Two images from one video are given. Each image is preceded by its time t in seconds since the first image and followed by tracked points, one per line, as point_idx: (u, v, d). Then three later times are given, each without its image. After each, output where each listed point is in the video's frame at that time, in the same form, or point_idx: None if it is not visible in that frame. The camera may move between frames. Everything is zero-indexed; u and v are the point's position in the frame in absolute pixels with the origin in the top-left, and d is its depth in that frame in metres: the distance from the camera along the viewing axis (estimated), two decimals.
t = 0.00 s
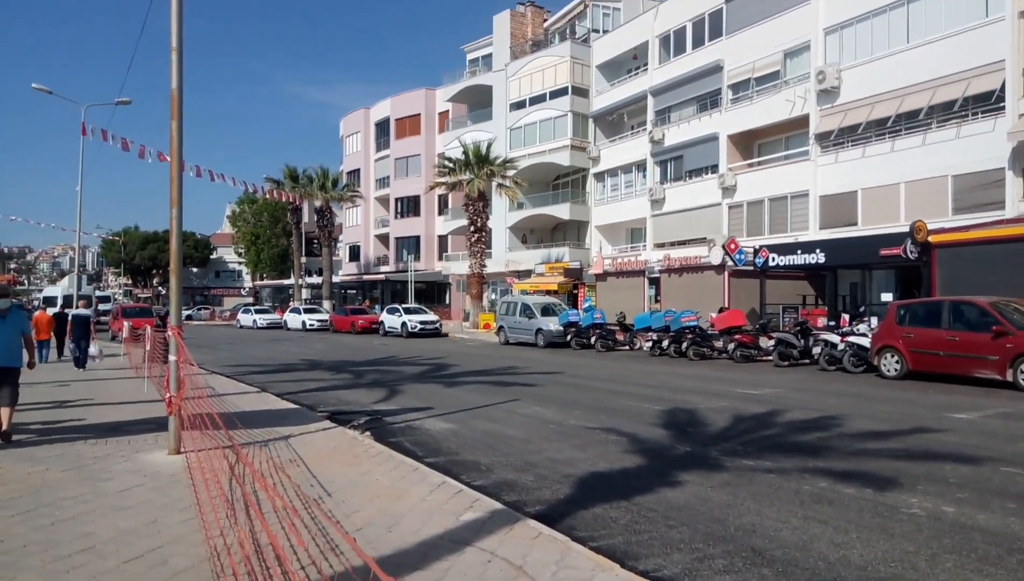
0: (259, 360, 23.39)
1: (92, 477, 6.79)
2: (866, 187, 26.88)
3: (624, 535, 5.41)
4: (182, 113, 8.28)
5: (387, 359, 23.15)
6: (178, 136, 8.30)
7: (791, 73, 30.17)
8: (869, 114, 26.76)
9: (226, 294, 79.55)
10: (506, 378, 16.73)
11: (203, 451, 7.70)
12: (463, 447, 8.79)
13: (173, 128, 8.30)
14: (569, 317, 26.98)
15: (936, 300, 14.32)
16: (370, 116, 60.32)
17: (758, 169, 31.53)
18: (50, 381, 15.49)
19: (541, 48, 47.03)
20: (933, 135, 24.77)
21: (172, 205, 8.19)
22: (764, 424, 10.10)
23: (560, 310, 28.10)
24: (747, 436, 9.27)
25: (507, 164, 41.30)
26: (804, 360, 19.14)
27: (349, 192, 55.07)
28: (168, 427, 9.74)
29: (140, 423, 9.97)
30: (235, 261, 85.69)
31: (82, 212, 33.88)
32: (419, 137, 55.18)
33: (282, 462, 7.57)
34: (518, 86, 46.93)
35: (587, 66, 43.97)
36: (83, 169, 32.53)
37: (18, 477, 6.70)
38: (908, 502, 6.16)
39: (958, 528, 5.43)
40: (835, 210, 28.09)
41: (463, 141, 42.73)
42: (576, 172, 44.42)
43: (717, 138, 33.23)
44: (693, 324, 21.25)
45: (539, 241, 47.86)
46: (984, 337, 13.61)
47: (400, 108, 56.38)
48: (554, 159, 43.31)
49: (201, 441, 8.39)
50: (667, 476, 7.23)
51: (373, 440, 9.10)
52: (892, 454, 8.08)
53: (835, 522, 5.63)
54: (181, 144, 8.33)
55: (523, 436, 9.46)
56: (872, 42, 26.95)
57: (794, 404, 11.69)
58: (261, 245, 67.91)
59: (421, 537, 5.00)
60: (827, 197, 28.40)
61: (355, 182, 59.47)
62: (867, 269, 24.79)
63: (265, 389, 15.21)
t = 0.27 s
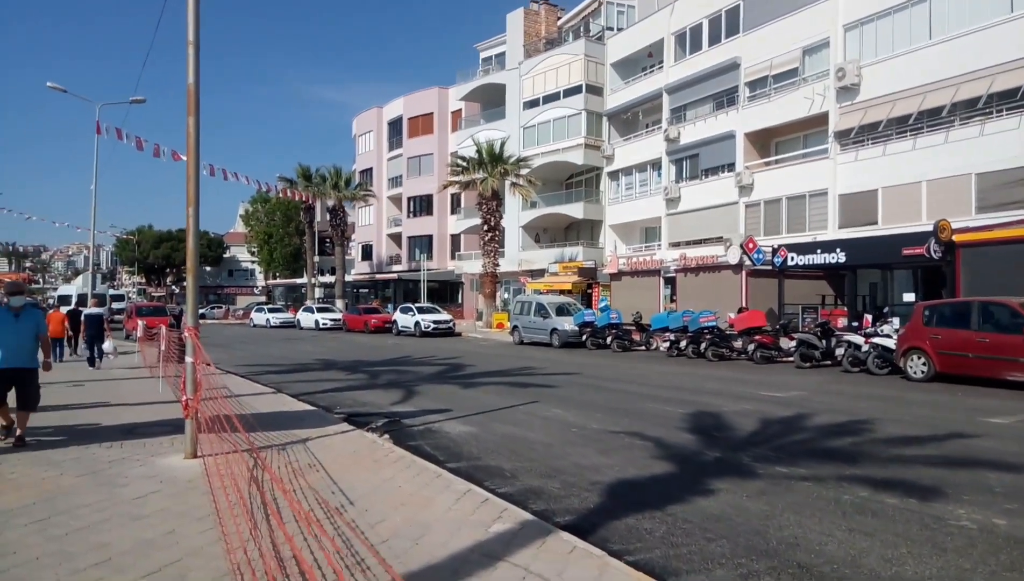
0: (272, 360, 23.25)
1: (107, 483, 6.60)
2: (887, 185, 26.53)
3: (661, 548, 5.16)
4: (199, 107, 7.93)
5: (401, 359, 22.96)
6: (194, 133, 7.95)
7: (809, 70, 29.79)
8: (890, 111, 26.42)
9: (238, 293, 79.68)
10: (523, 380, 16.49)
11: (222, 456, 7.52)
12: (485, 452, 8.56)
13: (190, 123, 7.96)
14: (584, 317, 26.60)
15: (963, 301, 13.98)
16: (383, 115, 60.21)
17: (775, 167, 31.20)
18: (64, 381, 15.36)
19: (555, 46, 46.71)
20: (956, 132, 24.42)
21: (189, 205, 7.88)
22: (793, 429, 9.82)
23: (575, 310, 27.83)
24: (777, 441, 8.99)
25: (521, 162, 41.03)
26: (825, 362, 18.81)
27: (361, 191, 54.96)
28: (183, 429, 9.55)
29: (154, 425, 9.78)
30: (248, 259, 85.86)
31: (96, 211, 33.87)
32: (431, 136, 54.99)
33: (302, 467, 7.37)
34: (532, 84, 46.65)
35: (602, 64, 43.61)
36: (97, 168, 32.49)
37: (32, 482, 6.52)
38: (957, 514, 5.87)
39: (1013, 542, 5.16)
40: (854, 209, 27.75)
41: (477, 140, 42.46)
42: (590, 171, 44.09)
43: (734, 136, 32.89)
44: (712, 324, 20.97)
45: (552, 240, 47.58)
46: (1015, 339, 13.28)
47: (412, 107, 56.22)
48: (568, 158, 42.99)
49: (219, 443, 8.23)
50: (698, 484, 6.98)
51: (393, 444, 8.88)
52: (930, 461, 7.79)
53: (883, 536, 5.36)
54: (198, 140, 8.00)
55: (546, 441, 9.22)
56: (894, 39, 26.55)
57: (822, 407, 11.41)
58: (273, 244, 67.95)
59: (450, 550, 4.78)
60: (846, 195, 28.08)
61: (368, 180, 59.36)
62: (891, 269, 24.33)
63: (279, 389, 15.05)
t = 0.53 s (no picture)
0: (276, 361, 23.04)
1: (112, 490, 6.38)
2: (895, 184, 26.34)
3: (691, 560, 4.93)
4: (205, 103, 7.69)
5: (406, 360, 22.75)
6: (200, 128, 7.72)
7: (815, 69, 29.56)
8: (898, 109, 26.20)
9: (240, 294, 79.48)
10: (532, 381, 16.27)
11: (229, 462, 7.30)
12: (499, 456, 8.34)
13: (195, 118, 7.73)
14: (590, 318, 26.23)
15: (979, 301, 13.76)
16: (384, 115, 60.00)
17: (781, 166, 31.02)
18: (65, 384, 15.13)
19: (558, 45, 46.46)
20: (965, 130, 24.20)
21: (194, 202, 7.64)
22: (812, 432, 9.59)
23: (581, 311, 27.60)
24: (798, 445, 8.78)
25: (524, 162, 40.78)
26: (837, 363, 18.59)
27: (363, 191, 54.76)
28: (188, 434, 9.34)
29: (158, 429, 9.56)
30: (249, 260, 85.70)
31: (97, 211, 33.66)
32: (434, 136, 54.77)
33: (312, 473, 7.16)
34: (534, 83, 46.43)
35: (605, 63, 43.38)
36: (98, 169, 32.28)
37: (34, 490, 6.31)
38: (995, 522, 5.65)
39: None
40: (862, 208, 27.56)
41: (480, 140, 42.24)
42: (593, 171, 43.84)
43: (740, 135, 32.68)
44: (721, 324, 20.68)
45: (555, 240, 47.36)
46: None
47: (414, 107, 56.00)
48: (571, 158, 42.73)
49: (226, 449, 7.98)
50: (722, 490, 6.77)
51: (404, 448, 8.66)
52: (958, 465, 7.56)
53: (922, 546, 5.13)
54: (204, 136, 7.76)
55: (561, 444, 8.99)
56: (901, 36, 26.33)
57: (839, 409, 11.19)
58: (275, 245, 67.73)
59: (473, 563, 4.56)
60: (853, 195, 27.89)
61: (370, 181, 59.15)
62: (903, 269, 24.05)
63: (284, 391, 14.83)
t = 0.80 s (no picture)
0: (279, 362, 22.79)
1: (116, 498, 6.14)
2: (903, 182, 26.11)
3: (726, 572, 4.69)
4: (211, 96, 7.47)
5: (411, 361, 22.50)
6: (206, 123, 7.49)
7: (822, 65, 29.32)
8: (906, 106, 25.95)
9: (241, 295, 79.22)
10: (540, 382, 16.03)
11: (237, 469, 7.07)
12: (513, 460, 8.11)
13: (201, 112, 7.50)
14: (595, 317, 26.04)
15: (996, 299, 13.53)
16: (386, 114, 59.73)
17: (787, 164, 30.80)
18: (67, 386, 14.89)
19: (561, 43, 46.17)
20: (975, 127, 23.97)
21: (200, 199, 7.41)
22: (833, 434, 9.35)
23: (586, 310, 27.33)
24: (820, 448, 8.54)
25: (527, 161, 40.47)
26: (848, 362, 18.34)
27: (365, 191, 54.50)
28: (192, 438, 9.10)
29: (162, 434, 9.32)
30: (250, 261, 85.46)
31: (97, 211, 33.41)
32: (435, 135, 54.51)
33: (323, 479, 6.92)
34: (537, 82, 46.15)
35: (608, 61, 43.10)
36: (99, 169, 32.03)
37: (35, 499, 6.07)
38: None
39: None
40: (870, 206, 27.33)
41: (482, 138, 41.97)
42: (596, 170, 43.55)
43: (745, 133, 32.45)
44: (729, 324, 20.46)
45: (558, 239, 47.09)
46: None
47: (416, 106, 55.73)
48: (574, 156, 42.45)
49: (233, 454, 7.74)
50: (749, 496, 6.53)
51: (416, 453, 8.42)
52: (990, 469, 7.32)
53: (968, 556, 4.88)
54: (211, 130, 7.53)
55: (576, 448, 8.75)
56: (909, 32, 26.10)
57: (858, 410, 10.94)
58: (276, 245, 67.48)
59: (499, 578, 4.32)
60: (860, 193, 27.65)
61: (371, 180, 58.90)
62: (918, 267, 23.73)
63: (289, 393, 14.59)
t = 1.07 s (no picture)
0: (281, 362, 22.59)
1: (117, 505, 5.94)
2: (910, 182, 25.89)
3: None
4: (217, 90, 7.26)
5: (415, 361, 22.30)
6: (211, 118, 7.28)
7: (828, 65, 29.10)
8: (913, 105, 25.73)
9: (242, 294, 78.95)
10: (546, 383, 15.83)
11: (242, 476, 6.86)
12: (525, 465, 7.90)
13: (206, 106, 7.28)
14: (600, 317, 25.81)
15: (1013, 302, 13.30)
16: (388, 113, 59.54)
17: (792, 164, 30.58)
18: (67, 386, 14.69)
19: (564, 42, 45.98)
20: (984, 127, 23.75)
21: (205, 195, 7.19)
22: (851, 440, 9.14)
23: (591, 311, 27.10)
24: (840, 454, 8.33)
25: (531, 160, 40.23)
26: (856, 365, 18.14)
27: (367, 190, 54.30)
28: (195, 440, 8.90)
29: (165, 436, 9.12)
30: (251, 260, 85.27)
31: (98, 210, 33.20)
32: (438, 134, 54.32)
33: (331, 486, 6.70)
34: (540, 81, 45.95)
35: (612, 60, 42.90)
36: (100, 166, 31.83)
37: (34, 506, 5.87)
38: None
39: None
40: (877, 207, 27.11)
41: (486, 138, 41.73)
42: (599, 169, 43.34)
43: (750, 132, 32.24)
44: (736, 325, 20.22)
45: (561, 239, 46.88)
46: None
47: (418, 105, 55.54)
48: (577, 156, 42.25)
49: (238, 459, 7.53)
50: (772, 505, 6.32)
51: (425, 457, 8.22)
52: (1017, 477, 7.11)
53: (1007, 572, 4.67)
54: (216, 126, 7.32)
55: (589, 453, 8.53)
56: (917, 31, 25.89)
57: (873, 414, 10.74)
58: (277, 244, 67.30)
59: None
60: (867, 193, 27.44)
61: (373, 179, 58.69)
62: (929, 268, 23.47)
63: (293, 394, 14.39)
